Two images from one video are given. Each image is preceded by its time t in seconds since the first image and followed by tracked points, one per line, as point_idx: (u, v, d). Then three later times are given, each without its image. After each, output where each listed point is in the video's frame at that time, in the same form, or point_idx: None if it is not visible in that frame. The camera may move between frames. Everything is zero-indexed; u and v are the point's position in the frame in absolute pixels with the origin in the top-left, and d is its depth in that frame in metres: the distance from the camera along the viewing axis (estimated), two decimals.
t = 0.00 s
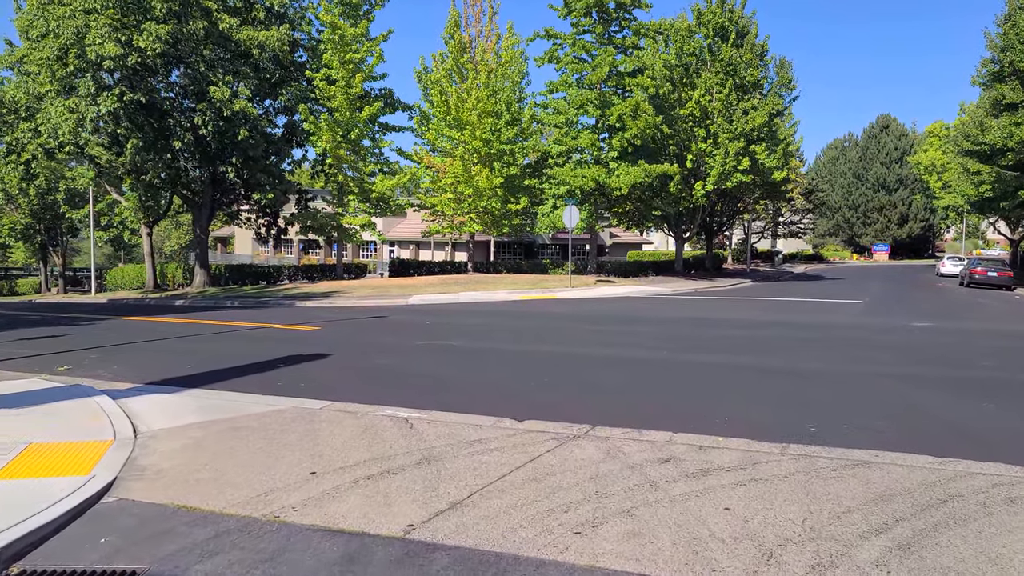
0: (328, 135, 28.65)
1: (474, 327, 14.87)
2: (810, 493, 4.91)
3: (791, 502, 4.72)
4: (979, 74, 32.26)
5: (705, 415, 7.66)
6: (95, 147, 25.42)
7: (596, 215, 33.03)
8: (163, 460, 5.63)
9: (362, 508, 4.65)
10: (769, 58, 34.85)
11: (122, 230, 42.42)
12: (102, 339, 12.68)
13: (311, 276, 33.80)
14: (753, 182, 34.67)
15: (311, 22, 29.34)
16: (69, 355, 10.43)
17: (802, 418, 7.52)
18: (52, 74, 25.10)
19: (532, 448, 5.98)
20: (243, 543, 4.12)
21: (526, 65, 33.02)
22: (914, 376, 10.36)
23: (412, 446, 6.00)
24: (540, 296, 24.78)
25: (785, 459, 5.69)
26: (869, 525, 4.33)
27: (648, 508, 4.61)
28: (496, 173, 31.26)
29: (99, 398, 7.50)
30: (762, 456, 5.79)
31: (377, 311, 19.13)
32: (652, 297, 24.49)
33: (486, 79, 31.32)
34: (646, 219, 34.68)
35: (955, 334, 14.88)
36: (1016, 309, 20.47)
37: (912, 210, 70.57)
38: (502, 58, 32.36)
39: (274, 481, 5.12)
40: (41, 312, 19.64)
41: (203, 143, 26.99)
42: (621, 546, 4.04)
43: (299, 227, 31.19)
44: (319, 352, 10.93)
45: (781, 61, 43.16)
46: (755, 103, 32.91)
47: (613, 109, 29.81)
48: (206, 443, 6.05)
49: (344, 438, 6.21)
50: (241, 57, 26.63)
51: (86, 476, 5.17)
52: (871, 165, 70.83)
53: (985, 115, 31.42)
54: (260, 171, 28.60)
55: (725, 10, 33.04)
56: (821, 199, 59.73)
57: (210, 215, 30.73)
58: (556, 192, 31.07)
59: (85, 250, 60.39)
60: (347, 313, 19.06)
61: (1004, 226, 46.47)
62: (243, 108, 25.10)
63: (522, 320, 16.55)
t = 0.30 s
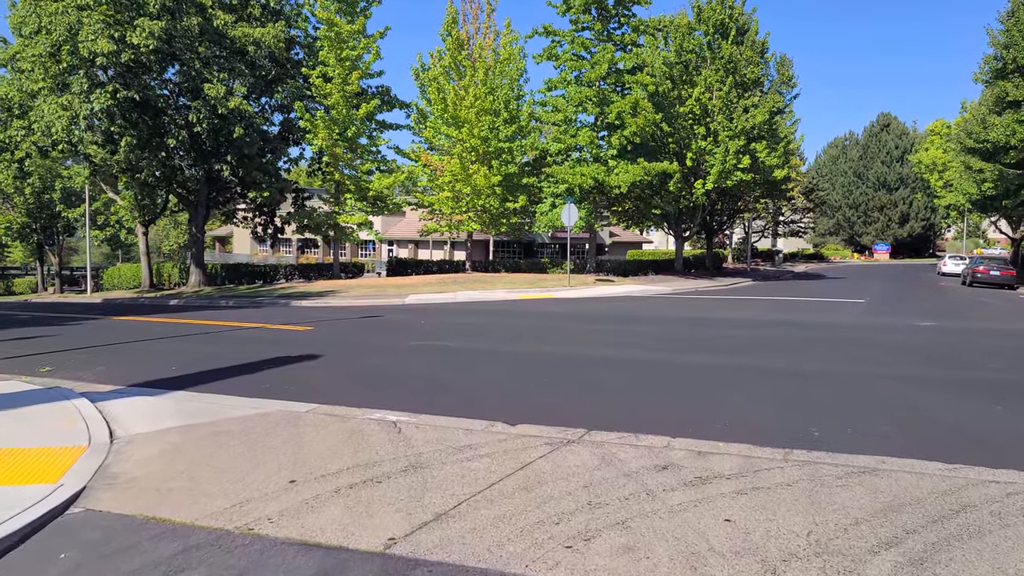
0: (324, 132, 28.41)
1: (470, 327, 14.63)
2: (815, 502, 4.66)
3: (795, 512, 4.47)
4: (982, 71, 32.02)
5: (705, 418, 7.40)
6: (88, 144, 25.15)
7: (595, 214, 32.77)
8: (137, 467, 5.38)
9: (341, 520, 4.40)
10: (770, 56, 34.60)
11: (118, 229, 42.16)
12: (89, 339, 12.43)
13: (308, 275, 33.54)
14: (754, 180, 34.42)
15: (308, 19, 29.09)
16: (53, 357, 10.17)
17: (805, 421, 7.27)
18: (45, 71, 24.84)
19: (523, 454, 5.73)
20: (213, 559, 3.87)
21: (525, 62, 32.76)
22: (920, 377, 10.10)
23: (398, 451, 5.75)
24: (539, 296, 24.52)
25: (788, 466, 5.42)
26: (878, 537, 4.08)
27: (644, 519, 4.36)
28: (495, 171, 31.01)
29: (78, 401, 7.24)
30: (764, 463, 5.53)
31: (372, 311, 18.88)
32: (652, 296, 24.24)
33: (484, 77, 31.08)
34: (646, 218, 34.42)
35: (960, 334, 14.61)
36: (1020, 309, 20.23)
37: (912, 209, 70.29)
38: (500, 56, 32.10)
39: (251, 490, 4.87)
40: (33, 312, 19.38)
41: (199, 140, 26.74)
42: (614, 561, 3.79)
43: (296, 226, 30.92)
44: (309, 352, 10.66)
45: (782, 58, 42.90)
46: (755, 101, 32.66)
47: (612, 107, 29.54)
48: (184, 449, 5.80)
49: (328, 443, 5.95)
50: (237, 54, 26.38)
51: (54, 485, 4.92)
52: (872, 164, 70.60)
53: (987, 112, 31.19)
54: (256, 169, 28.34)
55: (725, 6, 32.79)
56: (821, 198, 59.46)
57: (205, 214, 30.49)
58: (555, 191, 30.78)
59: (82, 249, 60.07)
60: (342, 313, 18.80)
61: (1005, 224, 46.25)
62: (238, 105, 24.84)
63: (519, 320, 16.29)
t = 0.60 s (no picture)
0: (323, 132, 28.26)
1: (469, 329, 14.43)
2: (827, 517, 4.44)
3: (806, 528, 4.25)
4: (986, 71, 31.79)
5: (709, 423, 7.20)
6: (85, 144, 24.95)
7: (596, 214, 32.57)
8: (119, 478, 5.17)
9: (329, 536, 4.18)
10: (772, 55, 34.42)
11: (116, 229, 41.98)
12: (82, 342, 12.23)
13: (307, 275, 33.36)
14: (755, 180, 34.22)
15: (306, 19, 28.91)
16: (43, 360, 9.97)
17: (811, 425, 7.05)
18: (42, 71, 24.66)
19: (522, 465, 5.51)
20: None
21: (525, 62, 32.57)
22: (929, 381, 9.86)
23: (392, 462, 5.53)
24: (539, 296, 24.30)
25: (796, 477, 5.21)
26: (894, 555, 3.87)
27: (647, 536, 4.14)
28: (494, 171, 30.83)
29: (62, 407, 7.02)
30: (771, 474, 5.31)
31: (370, 313, 18.66)
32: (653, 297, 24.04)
33: (484, 76, 30.91)
34: (647, 218, 34.21)
35: (968, 336, 14.36)
36: None
37: (914, 210, 70.03)
38: (500, 55, 31.94)
39: (236, 503, 4.66)
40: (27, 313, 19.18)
41: (196, 140, 26.58)
42: None
43: (295, 226, 30.73)
44: (304, 356, 10.44)
45: (784, 58, 42.70)
46: (757, 100, 32.46)
47: (613, 107, 29.33)
48: (169, 459, 5.58)
49: (319, 453, 5.74)
50: (235, 53, 26.21)
51: (30, 497, 4.71)
52: (874, 164, 70.40)
53: (991, 112, 30.98)
54: (254, 170, 28.14)
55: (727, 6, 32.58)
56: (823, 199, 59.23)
57: (203, 214, 30.33)
58: (555, 191, 30.57)
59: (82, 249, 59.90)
60: (339, 315, 18.60)
61: (1008, 224, 46.07)
62: (236, 105, 24.65)
63: (519, 322, 16.09)
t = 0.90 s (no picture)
0: (321, 131, 28.10)
1: (468, 330, 14.25)
2: (839, 529, 4.24)
3: (819, 541, 4.05)
4: (990, 69, 31.58)
5: (714, 427, 6.99)
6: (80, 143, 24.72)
7: (596, 214, 32.36)
8: (101, 486, 4.96)
9: (317, 550, 3.98)
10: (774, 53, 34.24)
11: (114, 229, 41.80)
12: (75, 343, 12.06)
13: (305, 275, 33.17)
14: (757, 179, 34.02)
15: (305, 17, 28.74)
16: (33, 362, 9.77)
17: (819, 429, 6.84)
18: (38, 69, 24.46)
19: (520, 472, 5.30)
20: None
21: (525, 60, 32.39)
22: (937, 382, 9.63)
23: (385, 469, 5.33)
24: (539, 296, 24.10)
25: (806, 486, 5.01)
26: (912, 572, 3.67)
27: (651, 550, 3.94)
28: (494, 170, 30.63)
29: (47, 411, 6.81)
30: (780, 482, 5.10)
31: (368, 313, 18.48)
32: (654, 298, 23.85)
33: (484, 75, 30.74)
34: (647, 218, 34.01)
35: (975, 336, 14.13)
36: None
37: (915, 209, 69.81)
38: (500, 53, 31.79)
39: (220, 514, 4.45)
40: (22, 313, 18.99)
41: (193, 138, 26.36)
42: None
43: (293, 226, 30.52)
44: (299, 357, 10.23)
45: (785, 56, 42.48)
46: (759, 99, 32.26)
47: (613, 105, 29.12)
48: (154, 466, 5.37)
49: (309, 460, 5.53)
50: (233, 51, 26.06)
51: (6, 506, 4.49)
52: (875, 163, 70.23)
53: (995, 110, 30.78)
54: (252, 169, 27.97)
55: (728, 3, 32.38)
56: (824, 198, 59.02)
57: (201, 214, 30.15)
58: (555, 190, 30.36)
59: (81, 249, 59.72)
60: (337, 315, 18.41)
61: (1010, 223, 45.89)
62: (234, 103, 24.45)
63: (519, 323, 15.89)
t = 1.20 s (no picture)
0: (319, 130, 27.89)
1: (465, 331, 14.10)
2: (846, 541, 4.06)
3: (824, 555, 3.87)
4: (992, 68, 31.41)
5: (713, 430, 6.81)
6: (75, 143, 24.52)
7: (596, 213, 32.18)
8: (78, 495, 4.79)
9: (299, 564, 3.80)
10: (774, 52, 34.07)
11: (112, 229, 41.65)
12: (66, 344, 11.90)
13: (303, 275, 33.01)
14: (758, 179, 33.84)
15: (302, 15, 28.59)
16: (21, 364, 9.61)
17: (822, 431, 6.68)
18: (33, 68, 24.27)
19: (514, 480, 5.12)
20: None
21: (524, 59, 32.23)
22: (941, 384, 9.45)
23: (374, 477, 5.15)
24: (539, 297, 23.94)
25: (810, 494, 4.82)
26: None
27: (648, 564, 3.75)
28: (493, 170, 30.44)
29: (30, 415, 6.65)
30: (783, 490, 4.91)
31: (365, 314, 18.32)
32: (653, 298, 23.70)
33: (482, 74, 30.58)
34: (647, 218, 33.84)
35: (980, 338, 13.94)
36: None
37: (916, 209, 69.57)
38: (499, 52, 31.65)
39: (200, 526, 4.27)
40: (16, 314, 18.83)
41: (189, 138, 26.19)
42: None
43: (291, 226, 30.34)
44: (292, 360, 10.05)
45: (786, 56, 42.28)
46: (759, 98, 32.09)
47: (613, 104, 28.92)
48: (135, 473, 5.20)
49: (296, 467, 5.36)
50: (230, 50, 25.90)
51: None
52: (875, 163, 70.06)
53: (996, 110, 30.62)
54: (249, 168, 27.80)
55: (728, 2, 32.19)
56: (825, 198, 58.84)
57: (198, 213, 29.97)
58: (554, 190, 30.17)
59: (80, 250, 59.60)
60: (334, 315, 18.26)
61: (1011, 223, 45.72)
62: (230, 103, 24.25)
63: (516, 323, 15.73)
